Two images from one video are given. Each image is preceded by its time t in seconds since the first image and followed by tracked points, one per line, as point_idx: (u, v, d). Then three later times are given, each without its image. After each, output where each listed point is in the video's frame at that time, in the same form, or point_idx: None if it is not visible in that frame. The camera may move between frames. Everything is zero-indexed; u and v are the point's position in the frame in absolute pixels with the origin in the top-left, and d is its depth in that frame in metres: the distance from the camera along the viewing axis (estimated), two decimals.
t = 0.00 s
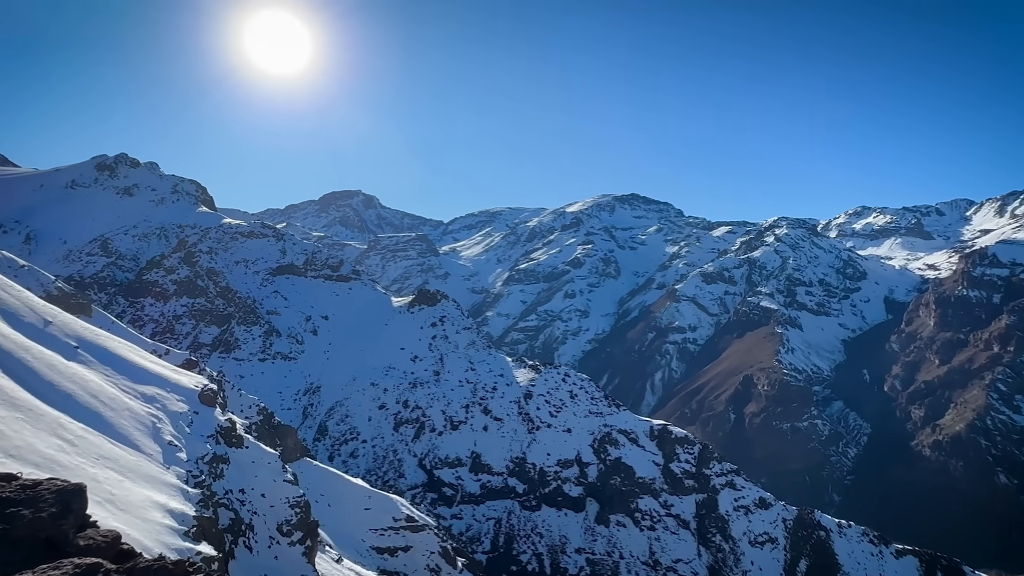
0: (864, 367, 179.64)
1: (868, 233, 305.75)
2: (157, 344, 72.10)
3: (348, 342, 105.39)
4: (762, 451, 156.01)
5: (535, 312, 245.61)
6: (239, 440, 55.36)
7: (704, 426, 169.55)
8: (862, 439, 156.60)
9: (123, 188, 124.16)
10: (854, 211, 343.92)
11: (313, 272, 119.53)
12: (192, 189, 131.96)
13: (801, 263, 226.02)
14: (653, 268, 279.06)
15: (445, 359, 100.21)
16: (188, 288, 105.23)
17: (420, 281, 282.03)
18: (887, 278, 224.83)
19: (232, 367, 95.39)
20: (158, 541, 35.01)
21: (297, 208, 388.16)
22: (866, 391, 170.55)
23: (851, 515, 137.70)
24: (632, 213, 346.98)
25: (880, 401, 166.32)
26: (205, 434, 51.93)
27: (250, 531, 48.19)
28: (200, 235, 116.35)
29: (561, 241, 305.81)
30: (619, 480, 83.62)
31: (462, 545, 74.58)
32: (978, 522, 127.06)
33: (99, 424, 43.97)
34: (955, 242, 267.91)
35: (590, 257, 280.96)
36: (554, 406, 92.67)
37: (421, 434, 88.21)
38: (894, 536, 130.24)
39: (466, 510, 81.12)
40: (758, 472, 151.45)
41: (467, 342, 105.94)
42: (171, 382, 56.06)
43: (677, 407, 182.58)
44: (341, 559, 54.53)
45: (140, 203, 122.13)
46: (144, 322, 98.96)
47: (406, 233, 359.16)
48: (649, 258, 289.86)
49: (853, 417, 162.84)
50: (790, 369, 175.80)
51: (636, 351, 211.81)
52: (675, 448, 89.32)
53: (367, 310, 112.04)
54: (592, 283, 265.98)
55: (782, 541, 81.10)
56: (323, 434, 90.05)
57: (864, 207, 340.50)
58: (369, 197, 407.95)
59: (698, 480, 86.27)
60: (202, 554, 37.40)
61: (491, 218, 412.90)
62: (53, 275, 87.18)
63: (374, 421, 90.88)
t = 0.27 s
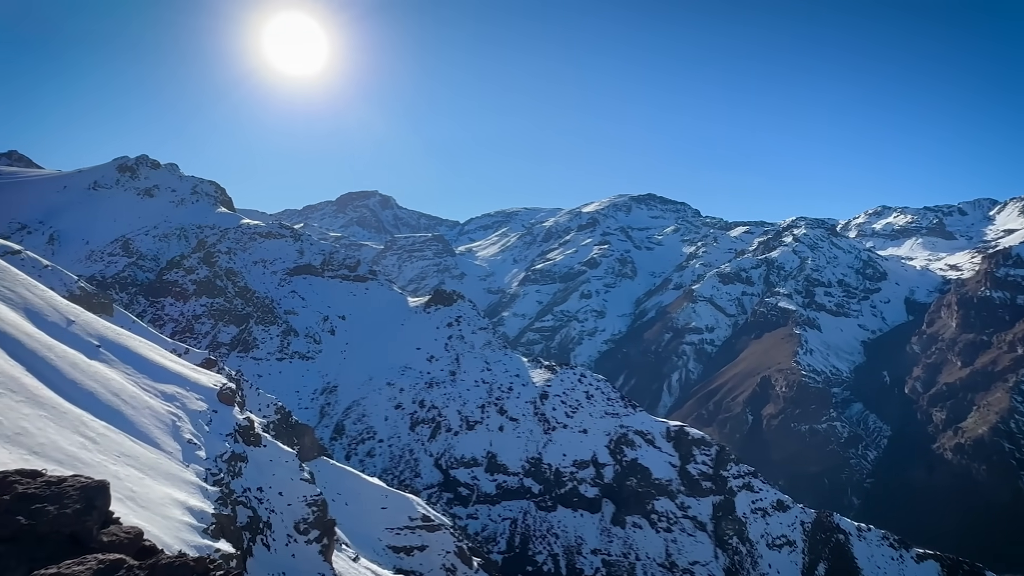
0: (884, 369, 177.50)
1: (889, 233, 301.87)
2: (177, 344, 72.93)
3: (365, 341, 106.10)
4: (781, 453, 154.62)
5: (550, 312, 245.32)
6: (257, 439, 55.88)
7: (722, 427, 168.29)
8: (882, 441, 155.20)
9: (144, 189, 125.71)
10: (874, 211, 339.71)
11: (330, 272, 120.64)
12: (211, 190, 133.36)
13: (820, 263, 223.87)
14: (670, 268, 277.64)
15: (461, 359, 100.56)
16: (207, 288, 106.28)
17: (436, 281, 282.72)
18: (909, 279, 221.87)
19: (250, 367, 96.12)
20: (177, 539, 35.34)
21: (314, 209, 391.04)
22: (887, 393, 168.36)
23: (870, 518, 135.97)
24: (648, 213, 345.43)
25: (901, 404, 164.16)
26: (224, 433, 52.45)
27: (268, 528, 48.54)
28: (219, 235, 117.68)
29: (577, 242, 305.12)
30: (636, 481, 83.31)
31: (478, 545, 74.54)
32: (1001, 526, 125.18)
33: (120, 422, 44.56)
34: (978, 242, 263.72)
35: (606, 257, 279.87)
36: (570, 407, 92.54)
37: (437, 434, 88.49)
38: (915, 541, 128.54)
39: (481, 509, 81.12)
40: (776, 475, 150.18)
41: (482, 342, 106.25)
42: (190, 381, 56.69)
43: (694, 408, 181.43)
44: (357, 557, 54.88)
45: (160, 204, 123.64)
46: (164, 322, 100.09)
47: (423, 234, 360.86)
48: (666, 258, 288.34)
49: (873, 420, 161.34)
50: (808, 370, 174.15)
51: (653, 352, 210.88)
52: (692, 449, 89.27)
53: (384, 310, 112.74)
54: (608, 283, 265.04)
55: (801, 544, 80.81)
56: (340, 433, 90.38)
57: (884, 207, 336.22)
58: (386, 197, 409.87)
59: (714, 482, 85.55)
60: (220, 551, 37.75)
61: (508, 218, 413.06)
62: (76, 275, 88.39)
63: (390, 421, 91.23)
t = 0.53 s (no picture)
0: (905, 371, 175.30)
1: (909, 233, 298.04)
2: (196, 343, 73.70)
3: (382, 341, 106.65)
4: (799, 455, 153.27)
5: (566, 312, 245.01)
6: (275, 437, 56.30)
7: (739, 429, 166.99)
8: (903, 445, 153.31)
9: (164, 189, 127.16)
10: (895, 211, 335.48)
11: (347, 271, 121.19)
12: (230, 191, 134.71)
13: (839, 263, 221.77)
14: (687, 268, 276.15)
15: (477, 359, 100.76)
16: (226, 288, 107.30)
17: (452, 281, 283.46)
18: (930, 279, 218.86)
19: (268, 366, 96.88)
20: (196, 536, 35.66)
21: (332, 209, 393.65)
22: (907, 395, 166.07)
23: (890, 522, 134.44)
24: (665, 213, 343.81)
25: (922, 405, 161.71)
26: (242, 431, 52.91)
27: (285, 527, 48.80)
28: (237, 236, 118.89)
29: (593, 242, 304.37)
30: (652, 482, 82.91)
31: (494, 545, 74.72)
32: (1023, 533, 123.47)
33: (141, 420, 45.15)
34: (1002, 242, 259.52)
35: (622, 257, 278.71)
36: (586, 407, 92.32)
37: (453, 434, 88.68)
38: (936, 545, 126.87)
39: (497, 509, 81.37)
40: (794, 477, 148.97)
41: (499, 342, 106.38)
42: (209, 380, 57.28)
43: (711, 409, 180.25)
44: (374, 556, 55.07)
45: (180, 204, 125.05)
46: (183, 321, 101.22)
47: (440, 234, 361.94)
48: (682, 258, 286.81)
49: (893, 423, 159.69)
50: (827, 371, 172.48)
51: (670, 353, 209.88)
52: (709, 450, 88.35)
53: (400, 310, 113.30)
54: (624, 283, 264.02)
55: (820, 548, 80.46)
56: (357, 432, 90.89)
57: (905, 206, 331.94)
58: (402, 198, 411.72)
59: (732, 483, 84.78)
60: (239, 549, 38.04)
61: (524, 219, 413.17)
62: (98, 275, 89.65)
63: (407, 420, 91.57)
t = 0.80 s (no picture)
0: (926, 372, 172.89)
1: (931, 233, 294.12)
2: (215, 343, 74.48)
3: (398, 340, 107.11)
4: (818, 457, 151.69)
5: (582, 312, 244.41)
6: (292, 436, 56.77)
7: (757, 430, 165.41)
8: (924, 447, 151.18)
9: (184, 191, 128.60)
10: (916, 210, 331.12)
11: (364, 272, 121.84)
12: (249, 192, 136.01)
13: (859, 263, 219.52)
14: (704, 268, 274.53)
15: (493, 359, 100.90)
16: (244, 288, 108.23)
17: (468, 281, 283.95)
18: (952, 280, 215.68)
19: (286, 365, 97.59)
20: (215, 533, 36.01)
21: (349, 210, 395.99)
22: (929, 397, 163.58)
23: (911, 526, 132.63)
24: (682, 213, 341.98)
25: (944, 407, 159.48)
26: (260, 430, 53.40)
27: (302, 525, 49.09)
28: (256, 236, 120.05)
29: (609, 242, 303.46)
30: (669, 483, 82.46)
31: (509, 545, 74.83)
32: None
33: (161, 418, 45.74)
34: None
35: (639, 257, 277.16)
36: (602, 408, 92.03)
37: (469, 433, 88.83)
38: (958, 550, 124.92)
39: (513, 509, 81.44)
40: (813, 479, 147.55)
41: (514, 342, 106.50)
42: (228, 379, 57.90)
43: (728, 410, 178.66)
44: (390, 555, 55.39)
45: (200, 205, 126.42)
46: (203, 321, 102.28)
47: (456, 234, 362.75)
48: (699, 258, 285.09)
49: (914, 424, 157.40)
50: (847, 373, 170.76)
51: (686, 354, 208.66)
52: (726, 452, 87.85)
53: (417, 310, 113.79)
54: (641, 283, 262.54)
55: (838, 551, 80.09)
56: (374, 432, 91.33)
57: (927, 206, 327.44)
58: (418, 198, 413.26)
59: (749, 485, 84.38)
60: (257, 547, 38.35)
61: (540, 219, 413.00)
62: (120, 276, 90.85)
63: (423, 420, 91.88)
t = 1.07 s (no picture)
0: (948, 373, 170.54)
1: (953, 232, 290.05)
2: (234, 342, 75.26)
3: (414, 340, 107.61)
4: (837, 459, 150.23)
5: (599, 313, 243.78)
6: (310, 435, 57.20)
7: (775, 431, 163.90)
8: (946, 449, 149.12)
9: (204, 192, 130.07)
10: (938, 209, 326.61)
11: (381, 272, 122.60)
12: (267, 193, 137.32)
13: (879, 264, 217.39)
14: (721, 268, 272.84)
15: (509, 360, 101.05)
16: (262, 288, 109.24)
17: (484, 281, 284.42)
18: (975, 280, 212.41)
19: (303, 365, 98.39)
20: (234, 531, 36.38)
21: (365, 210, 398.14)
22: (951, 399, 161.11)
23: (933, 529, 130.95)
24: (699, 213, 340.12)
25: (966, 410, 157.02)
26: (278, 429, 53.86)
27: (320, 523, 49.39)
28: (274, 237, 121.20)
29: (626, 242, 302.46)
30: (686, 485, 82.02)
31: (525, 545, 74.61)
32: None
33: (181, 417, 46.31)
34: None
35: (655, 258, 275.13)
36: (619, 408, 91.75)
37: (485, 433, 88.96)
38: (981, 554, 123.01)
39: (529, 509, 81.32)
40: (833, 481, 146.06)
41: (530, 342, 106.60)
42: (247, 378, 58.50)
43: (746, 411, 177.07)
44: (407, 554, 55.64)
45: (219, 206, 127.81)
46: (222, 321, 103.39)
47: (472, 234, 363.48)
48: (716, 258, 283.34)
49: (936, 426, 155.27)
50: (867, 374, 169.30)
51: (704, 354, 207.38)
52: (744, 454, 87.24)
53: (433, 310, 114.27)
54: (658, 284, 260.93)
55: (858, 554, 79.29)
56: (390, 431, 91.79)
57: (949, 205, 322.93)
58: (435, 198, 414.69)
59: (768, 487, 83.96)
60: (275, 545, 38.67)
61: (556, 219, 412.76)
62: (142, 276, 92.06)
63: (439, 420, 92.13)
